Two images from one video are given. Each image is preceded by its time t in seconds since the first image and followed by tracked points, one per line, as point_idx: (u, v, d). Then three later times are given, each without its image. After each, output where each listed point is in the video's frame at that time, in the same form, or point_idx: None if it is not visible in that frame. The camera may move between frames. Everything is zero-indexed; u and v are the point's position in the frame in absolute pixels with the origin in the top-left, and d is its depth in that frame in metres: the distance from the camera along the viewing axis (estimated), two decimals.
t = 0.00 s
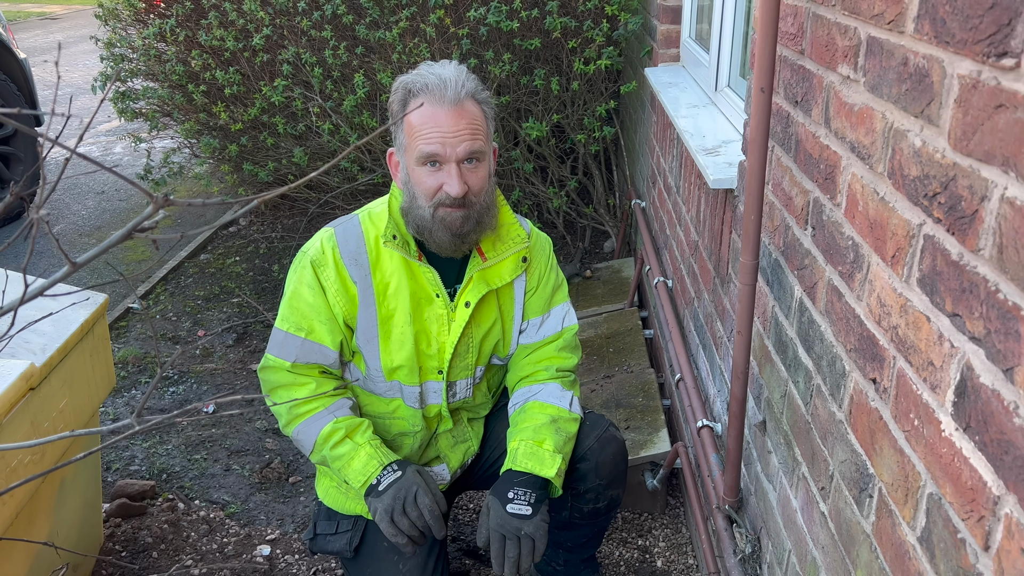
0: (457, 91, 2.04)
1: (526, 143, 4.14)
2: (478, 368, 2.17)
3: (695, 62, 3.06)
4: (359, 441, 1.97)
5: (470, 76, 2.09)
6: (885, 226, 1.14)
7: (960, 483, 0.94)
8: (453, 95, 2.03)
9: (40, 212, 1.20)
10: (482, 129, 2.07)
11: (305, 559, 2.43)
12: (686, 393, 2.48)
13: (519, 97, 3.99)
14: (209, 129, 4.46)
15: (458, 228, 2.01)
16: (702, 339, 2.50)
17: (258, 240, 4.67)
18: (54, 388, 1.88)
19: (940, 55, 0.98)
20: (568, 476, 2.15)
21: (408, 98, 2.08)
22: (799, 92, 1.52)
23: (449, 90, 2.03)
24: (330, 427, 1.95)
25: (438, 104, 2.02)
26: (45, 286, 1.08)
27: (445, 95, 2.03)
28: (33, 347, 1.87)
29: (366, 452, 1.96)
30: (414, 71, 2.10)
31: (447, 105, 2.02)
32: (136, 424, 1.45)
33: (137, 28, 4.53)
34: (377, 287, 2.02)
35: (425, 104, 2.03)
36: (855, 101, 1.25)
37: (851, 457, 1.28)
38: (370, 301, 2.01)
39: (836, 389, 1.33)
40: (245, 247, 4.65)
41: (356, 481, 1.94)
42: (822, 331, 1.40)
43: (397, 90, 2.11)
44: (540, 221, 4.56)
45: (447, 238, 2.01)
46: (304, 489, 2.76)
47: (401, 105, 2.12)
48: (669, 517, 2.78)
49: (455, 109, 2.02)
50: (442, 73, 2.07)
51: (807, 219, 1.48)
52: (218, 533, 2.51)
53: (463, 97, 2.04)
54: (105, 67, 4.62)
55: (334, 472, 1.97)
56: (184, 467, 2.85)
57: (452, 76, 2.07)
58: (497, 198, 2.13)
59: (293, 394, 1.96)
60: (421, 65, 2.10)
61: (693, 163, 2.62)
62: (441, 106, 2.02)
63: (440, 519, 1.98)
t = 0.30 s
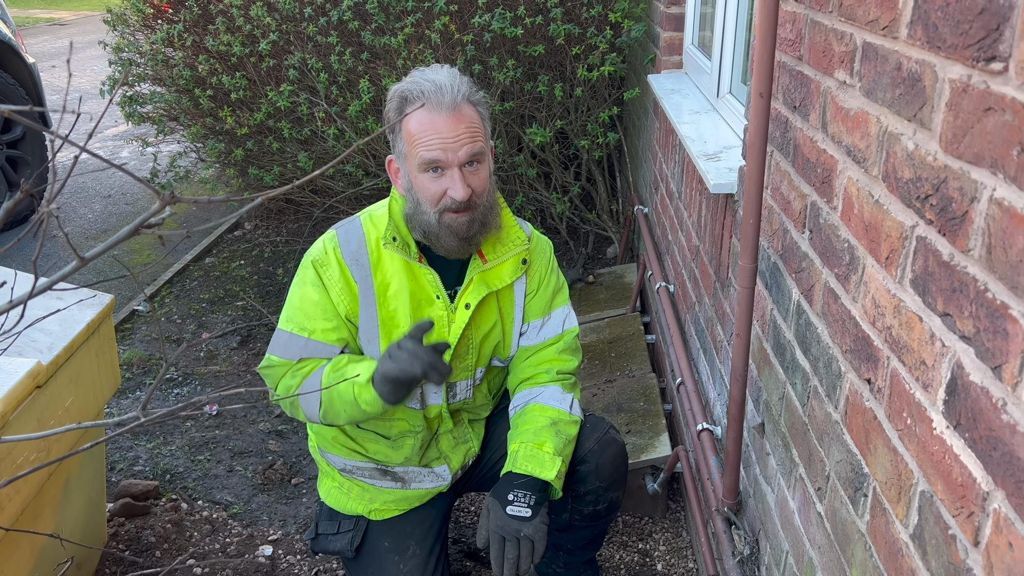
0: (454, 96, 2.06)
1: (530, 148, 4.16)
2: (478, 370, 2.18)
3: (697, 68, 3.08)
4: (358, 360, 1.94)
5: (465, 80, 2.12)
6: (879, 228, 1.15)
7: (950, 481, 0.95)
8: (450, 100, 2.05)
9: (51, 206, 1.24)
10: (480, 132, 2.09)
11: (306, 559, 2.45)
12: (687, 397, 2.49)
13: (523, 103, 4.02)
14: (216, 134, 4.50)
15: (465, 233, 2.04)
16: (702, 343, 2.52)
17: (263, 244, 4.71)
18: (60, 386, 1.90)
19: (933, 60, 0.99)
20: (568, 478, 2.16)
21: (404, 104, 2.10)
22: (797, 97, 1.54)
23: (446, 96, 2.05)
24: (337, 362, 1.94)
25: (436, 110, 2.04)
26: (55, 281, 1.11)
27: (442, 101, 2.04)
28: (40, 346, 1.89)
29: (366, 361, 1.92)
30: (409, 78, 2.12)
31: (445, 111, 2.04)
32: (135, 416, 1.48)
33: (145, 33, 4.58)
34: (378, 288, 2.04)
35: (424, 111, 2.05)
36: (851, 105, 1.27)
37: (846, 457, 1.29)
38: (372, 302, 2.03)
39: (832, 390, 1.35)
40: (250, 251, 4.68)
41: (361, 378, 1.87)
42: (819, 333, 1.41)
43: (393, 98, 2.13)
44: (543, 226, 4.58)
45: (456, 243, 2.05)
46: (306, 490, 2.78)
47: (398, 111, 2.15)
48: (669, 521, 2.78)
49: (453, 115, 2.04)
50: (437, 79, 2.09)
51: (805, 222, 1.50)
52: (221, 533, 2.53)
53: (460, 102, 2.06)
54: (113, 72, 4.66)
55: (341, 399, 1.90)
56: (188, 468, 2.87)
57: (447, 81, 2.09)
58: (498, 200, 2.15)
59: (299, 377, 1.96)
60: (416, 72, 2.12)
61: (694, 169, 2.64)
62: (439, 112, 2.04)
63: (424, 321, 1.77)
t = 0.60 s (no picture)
0: (465, 96, 2.07)
1: (537, 152, 4.18)
2: (484, 371, 2.19)
3: (704, 73, 3.09)
4: (375, 392, 1.94)
5: (476, 81, 2.13)
6: (886, 230, 1.16)
7: (956, 480, 0.96)
8: (461, 100, 2.06)
9: (69, 203, 1.27)
10: (489, 133, 2.10)
11: (313, 559, 2.46)
12: (693, 401, 2.50)
13: (530, 107, 4.03)
14: (224, 137, 4.53)
15: (472, 233, 2.05)
16: (708, 346, 2.52)
17: (271, 247, 4.73)
18: (70, 384, 1.92)
19: (939, 62, 1.00)
20: (573, 480, 2.17)
21: (416, 104, 2.11)
22: (804, 101, 1.55)
23: (457, 96, 2.06)
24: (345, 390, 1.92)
25: (446, 110, 2.05)
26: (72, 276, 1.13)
27: (452, 100, 2.05)
28: (51, 344, 1.91)
29: (383, 396, 1.92)
30: (421, 78, 2.13)
31: (455, 111, 2.05)
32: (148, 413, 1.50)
33: (155, 37, 4.62)
34: (387, 289, 2.05)
35: (434, 110, 2.06)
36: (857, 108, 1.28)
37: (852, 458, 1.30)
38: (380, 303, 2.04)
39: (838, 391, 1.35)
40: (258, 254, 4.71)
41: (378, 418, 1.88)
42: (825, 335, 1.42)
43: (404, 98, 2.14)
44: (550, 231, 4.59)
45: (461, 243, 2.06)
46: (313, 491, 2.79)
47: (409, 111, 2.16)
48: (675, 524, 2.79)
49: (463, 115, 2.05)
50: (449, 80, 2.10)
51: (812, 225, 1.50)
52: (228, 533, 2.54)
53: (470, 102, 2.07)
54: (123, 76, 4.70)
55: (356, 427, 1.91)
56: (195, 468, 2.89)
57: (459, 82, 2.10)
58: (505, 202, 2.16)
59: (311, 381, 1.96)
60: (427, 72, 2.13)
61: (701, 173, 2.65)
62: (450, 112, 2.05)
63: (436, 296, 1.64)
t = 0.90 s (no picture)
0: (473, 101, 2.07)
1: (543, 155, 4.18)
2: (491, 373, 2.20)
3: (710, 76, 3.10)
4: (376, 432, 2.00)
5: (484, 86, 2.13)
6: (891, 232, 1.16)
7: (960, 481, 0.96)
8: (469, 105, 2.07)
9: (77, 202, 1.27)
10: (497, 138, 2.11)
11: (318, 560, 2.47)
12: (698, 403, 2.50)
13: (537, 110, 4.04)
14: (232, 139, 4.55)
15: (478, 237, 2.05)
16: (714, 349, 2.52)
17: (278, 248, 4.75)
18: (78, 384, 1.93)
19: (945, 63, 1.00)
20: (579, 482, 2.17)
21: (423, 108, 2.12)
22: (810, 103, 1.55)
23: (464, 100, 2.07)
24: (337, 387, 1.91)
25: (453, 115, 2.06)
26: (80, 276, 1.14)
27: (460, 105, 2.06)
28: (60, 344, 1.92)
29: (384, 441, 1.99)
30: (429, 82, 2.14)
31: (463, 115, 2.06)
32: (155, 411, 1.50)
33: (163, 39, 4.65)
34: (393, 293, 2.06)
35: (441, 115, 2.07)
36: (863, 110, 1.28)
37: (857, 459, 1.30)
38: (386, 307, 2.05)
39: (844, 393, 1.35)
40: (265, 255, 4.73)
41: (376, 471, 1.97)
42: (831, 337, 1.42)
43: (413, 101, 2.15)
44: (556, 233, 4.60)
45: (469, 247, 2.06)
46: (319, 492, 2.80)
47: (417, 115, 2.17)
48: (680, 526, 2.78)
49: (471, 119, 2.06)
50: (457, 84, 2.11)
51: (817, 227, 1.50)
52: (234, 533, 2.55)
53: (478, 108, 2.08)
54: (132, 78, 4.73)
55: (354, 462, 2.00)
56: (202, 469, 2.90)
57: (467, 86, 2.11)
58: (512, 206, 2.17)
59: (312, 391, 2.01)
60: (435, 76, 2.14)
61: (707, 175, 2.65)
62: (458, 116, 2.06)
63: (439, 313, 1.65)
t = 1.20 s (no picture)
0: (476, 94, 2.06)
1: (544, 148, 4.17)
2: (492, 367, 2.20)
3: (712, 68, 3.08)
4: (389, 440, 1.99)
5: (487, 79, 2.12)
6: (894, 223, 1.15)
7: (963, 474, 0.95)
8: (472, 99, 2.05)
9: (75, 194, 1.27)
10: (500, 132, 2.10)
11: (320, 552, 2.47)
12: (700, 396, 2.49)
13: (538, 102, 4.03)
14: (232, 132, 4.54)
15: (480, 229, 2.04)
16: (715, 342, 2.51)
17: (279, 242, 4.74)
18: (79, 377, 1.93)
19: (948, 53, 0.99)
20: (580, 474, 2.17)
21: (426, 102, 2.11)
22: (812, 94, 1.54)
23: (468, 94, 2.05)
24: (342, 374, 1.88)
25: (456, 108, 2.05)
26: (78, 268, 1.14)
27: (463, 98, 2.05)
28: (60, 337, 1.92)
29: (397, 449, 1.99)
30: (431, 75, 2.12)
31: (466, 108, 2.04)
32: (156, 404, 1.50)
33: (163, 31, 4.63)
34: (397, 286, 2.05)
35: (444, 108, 2.05)
36: (866, 101, 1.27)
37: (858, 453, 1.29)
38: (391, 300, 2.05)
39: (846, 386, 1.35)
40: (266, 249, 4.72)
41: (390, 479, 1.97)
42: (833, 330, 1.41)
43: (415, 94, 2.13)
44: (557, 226, 4.59)
45: (471, 241, 2.05)
46: (320, 485, 2.80)
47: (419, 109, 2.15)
48: (681, 519, 2.78)
49: (474, 112, 2.05)
50: (460, 78, 2.09)
51: (819, 219, 1.50)
52: (235, 526, 2.56)
53: (481, 101, 2.07)
54: (132, 71, 4.72)
55: (366, 469, 1.99)
56: (203, 462, 2.90)
57: (470, 79, 2.09)
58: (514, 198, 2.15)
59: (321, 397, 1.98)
60: (438, 69, 2.12)
61: (709, 168, 2.64)
62: (461, 109, 2.05)
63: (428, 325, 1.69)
